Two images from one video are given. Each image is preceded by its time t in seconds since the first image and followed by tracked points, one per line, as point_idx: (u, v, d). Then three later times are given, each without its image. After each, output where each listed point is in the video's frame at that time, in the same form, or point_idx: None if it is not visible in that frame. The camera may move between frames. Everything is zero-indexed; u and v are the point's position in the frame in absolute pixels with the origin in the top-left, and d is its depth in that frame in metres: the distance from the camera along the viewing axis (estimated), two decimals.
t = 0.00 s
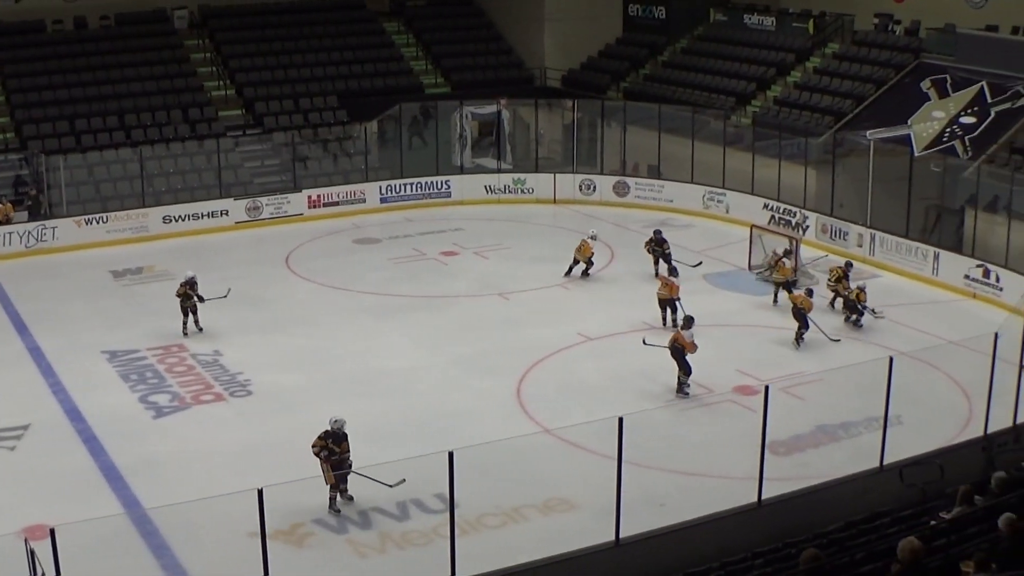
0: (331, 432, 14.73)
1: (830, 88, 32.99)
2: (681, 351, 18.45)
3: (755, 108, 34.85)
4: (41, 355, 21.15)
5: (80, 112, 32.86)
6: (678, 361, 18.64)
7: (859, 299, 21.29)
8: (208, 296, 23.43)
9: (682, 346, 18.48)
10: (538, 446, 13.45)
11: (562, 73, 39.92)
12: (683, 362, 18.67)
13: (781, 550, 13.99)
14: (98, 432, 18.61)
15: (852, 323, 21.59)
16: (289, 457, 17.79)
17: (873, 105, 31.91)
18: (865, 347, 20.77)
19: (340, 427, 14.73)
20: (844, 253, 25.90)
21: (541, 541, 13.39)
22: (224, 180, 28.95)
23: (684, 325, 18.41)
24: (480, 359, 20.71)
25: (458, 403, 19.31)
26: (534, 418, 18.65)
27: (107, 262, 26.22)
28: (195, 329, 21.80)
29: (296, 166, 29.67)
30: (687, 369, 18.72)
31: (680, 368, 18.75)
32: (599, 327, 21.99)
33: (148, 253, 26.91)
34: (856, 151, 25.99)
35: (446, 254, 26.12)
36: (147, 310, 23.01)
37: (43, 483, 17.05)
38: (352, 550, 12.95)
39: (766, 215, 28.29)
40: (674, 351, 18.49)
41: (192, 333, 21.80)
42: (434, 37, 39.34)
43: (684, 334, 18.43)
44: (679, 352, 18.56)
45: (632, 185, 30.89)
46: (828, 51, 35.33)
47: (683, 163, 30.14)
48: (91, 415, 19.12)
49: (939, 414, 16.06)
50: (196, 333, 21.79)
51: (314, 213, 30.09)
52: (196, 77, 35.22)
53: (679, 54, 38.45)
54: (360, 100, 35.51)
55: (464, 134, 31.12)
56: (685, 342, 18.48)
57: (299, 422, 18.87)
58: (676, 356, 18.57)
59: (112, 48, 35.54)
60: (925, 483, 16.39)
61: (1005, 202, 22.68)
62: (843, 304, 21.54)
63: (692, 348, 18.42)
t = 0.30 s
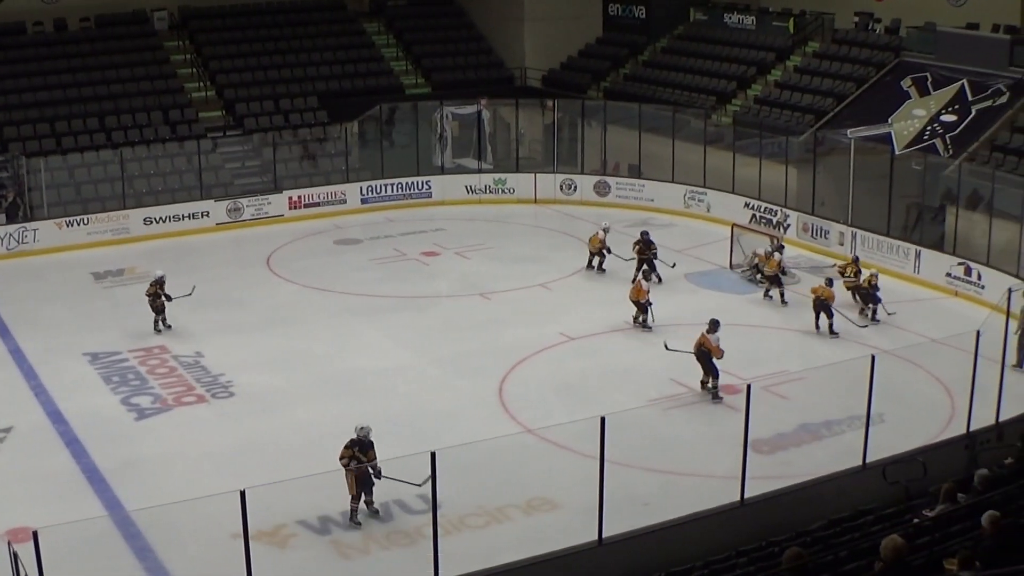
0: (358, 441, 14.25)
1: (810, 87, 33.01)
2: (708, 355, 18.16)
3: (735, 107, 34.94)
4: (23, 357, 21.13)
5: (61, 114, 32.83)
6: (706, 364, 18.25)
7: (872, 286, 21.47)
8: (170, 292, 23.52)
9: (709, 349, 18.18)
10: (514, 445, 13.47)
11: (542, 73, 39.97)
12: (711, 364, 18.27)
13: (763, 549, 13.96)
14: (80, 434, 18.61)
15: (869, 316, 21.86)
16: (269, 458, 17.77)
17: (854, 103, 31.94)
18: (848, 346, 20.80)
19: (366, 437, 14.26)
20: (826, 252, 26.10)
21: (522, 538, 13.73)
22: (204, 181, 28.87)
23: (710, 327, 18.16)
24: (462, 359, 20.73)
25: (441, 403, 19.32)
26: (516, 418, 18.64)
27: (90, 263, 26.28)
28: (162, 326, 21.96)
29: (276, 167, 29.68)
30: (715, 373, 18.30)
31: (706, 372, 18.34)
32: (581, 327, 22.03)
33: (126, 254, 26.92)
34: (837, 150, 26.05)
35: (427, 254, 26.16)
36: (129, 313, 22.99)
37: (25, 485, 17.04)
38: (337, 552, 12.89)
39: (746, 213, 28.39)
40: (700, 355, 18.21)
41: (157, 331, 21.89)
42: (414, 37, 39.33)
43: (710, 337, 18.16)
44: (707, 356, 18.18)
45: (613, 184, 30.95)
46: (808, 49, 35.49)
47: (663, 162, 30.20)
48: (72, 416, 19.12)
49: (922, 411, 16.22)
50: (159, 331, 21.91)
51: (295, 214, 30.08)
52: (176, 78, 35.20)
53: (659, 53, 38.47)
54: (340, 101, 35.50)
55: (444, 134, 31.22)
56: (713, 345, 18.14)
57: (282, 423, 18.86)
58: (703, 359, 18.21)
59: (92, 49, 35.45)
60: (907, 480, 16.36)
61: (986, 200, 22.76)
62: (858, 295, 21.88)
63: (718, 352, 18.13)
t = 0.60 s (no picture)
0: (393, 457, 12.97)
1: (808, 87, 33.01)
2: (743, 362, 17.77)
3: (733, 107, 34.95)
4: (21, 358, 21.12)
5: (58, 114, 32.81)
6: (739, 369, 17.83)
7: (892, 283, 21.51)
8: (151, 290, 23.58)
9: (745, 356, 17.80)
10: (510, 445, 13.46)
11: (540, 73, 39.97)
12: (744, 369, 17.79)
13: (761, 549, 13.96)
14: (78, 434, 18.60)
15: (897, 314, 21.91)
16: (265, 459, 17.75)
17: (852, 103, 31.94)
18: (846, 346, 20.80)
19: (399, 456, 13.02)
20: (824, 251, 26.08)
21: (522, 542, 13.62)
22: (202, 181, 28.87)
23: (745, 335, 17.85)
24: (460, 360, 20.72)
25: (438, 403, 19.32)
26: (514, 418, 18.64)
27: (88, 263, 26.29)
28: (141, 325, 21.99)
29: (274, 167, 29.68)
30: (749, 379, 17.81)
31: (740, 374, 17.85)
32: (580, 326, 22.04)
33: (124, 254, 26.91)
34: (835, 150, 26.06)
35: (425, 254, 26.17)
36: (126, 313, 22.96)
37: (24, 486, 17.04)
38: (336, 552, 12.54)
39: (745, 213, 28.37)
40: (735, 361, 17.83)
41: (135, 330, 21.91)
42: (411, 37, 39.31)
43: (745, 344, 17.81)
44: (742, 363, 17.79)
45: (610, 184, 30.94)
46: (806, 49, 35.49)
47: (661, 162, 30.20)
48: (70, 417, 19.11)
49: (921, 412, 16.21)
50: (139, 330, 21.94)
51: (293, 214, 30.08)
52: (174, 78, 35.20)
53: (657, 53, 38.47)
54: (337, 101, 35.50)
55: (442, 134, 31.20)
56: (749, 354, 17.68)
57: (279, 424, 18.86)
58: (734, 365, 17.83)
59: (90, 50, 35.44)
60: (905, 481, 16.39)
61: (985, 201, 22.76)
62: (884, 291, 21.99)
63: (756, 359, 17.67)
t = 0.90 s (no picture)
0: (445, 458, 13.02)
1: (809, 87, 33.02)
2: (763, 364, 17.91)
3: (733, 107, 34.98)
4: (21, 358, 21.11)
5: (58, 115, 32.81)
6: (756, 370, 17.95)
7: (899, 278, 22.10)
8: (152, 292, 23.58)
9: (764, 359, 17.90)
10: (509, 446, 13.42)
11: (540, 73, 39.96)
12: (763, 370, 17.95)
13: (762, 548, 13.97)
14: (79, 435, 18.59)
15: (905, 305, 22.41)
16: (266, 459, 17.77)
17: (852, 103, 31.95)
18: (846, 346, 20.80)
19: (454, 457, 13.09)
20: (824, 251, 26.13)
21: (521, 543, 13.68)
22: (202, 181, 28.87)
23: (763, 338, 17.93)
24: (460, 360, 20.72)
25: (438, 403, 19.32)
26: (514, 419, 18.64)
27: (88, 263, 26.27)
28: (120, 325, 21.97)
29: (274, 166, 29.68)
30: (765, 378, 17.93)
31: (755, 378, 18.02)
32: (579, 326, 22.05)
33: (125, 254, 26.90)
34: (834, 150, 26.08)
35: (425, 254, 26.18)
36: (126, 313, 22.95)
37: (25, 486, 17.03)
38: (335, 553, 12.20)
39: (745, 213, 28.38)
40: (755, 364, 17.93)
41: (114, 329, 21.93)
42: (411, 37, 39.32)
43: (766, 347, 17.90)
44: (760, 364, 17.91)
45: (610, 184, 30.95)
46: (806, 49, 35.50)
47: (661, 162, 30.20)
48: (70, 417, 19.11)
49: (920, 412, 16.21)
50: (118, 330, 21.93)
51: (293, 214, 30.07)
52: (173, 79, 35.20)
53: (657, 52, 38.48)
54: (337, 101, 35.50)
55: (442, 134, 31.18)
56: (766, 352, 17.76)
57: (279, 424, 18.85)
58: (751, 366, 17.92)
59: (89, 50, 35.43)
60: (906, 481, 16.39)
61: (986, 200, 22.74)
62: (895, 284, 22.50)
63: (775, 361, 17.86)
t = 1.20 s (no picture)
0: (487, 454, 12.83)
1: (816, 82, 32.53)
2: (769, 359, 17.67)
3: (738, 102, 34.49)
4: (9, 359, 20.65)
5: (47, 111, 32.37)
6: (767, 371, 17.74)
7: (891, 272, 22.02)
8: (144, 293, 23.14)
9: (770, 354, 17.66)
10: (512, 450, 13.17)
11: (540, 68, 39.47)
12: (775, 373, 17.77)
13: (767, 555, 13.47)
14: (67, 438, 18.10)
15: (892, 297, 22.34)
16: (257, 463, 17.30)
17: (860, 98, 31.44)
18: (852, 347, 20.32)
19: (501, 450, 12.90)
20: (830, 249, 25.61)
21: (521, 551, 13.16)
22: (194, 179, 28.41)
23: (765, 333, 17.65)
24: (457, 361, 20.22)
25: (434, 406, 18.84)
26: (512, 421, 18.18)
27: (79, 262, 25.81)
28: (95, 323, 21.65)
29: (268, 163, 29.21)
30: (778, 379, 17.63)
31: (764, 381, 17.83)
32: (580, 327, 21.58)
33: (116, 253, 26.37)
34: (841, 147, 25.66)
35: (423, 252, 25.71)
36: (117, 313, 22.48)
37: (9, 491, 16.57)
38: (331, 558, 11.87)
39: (750, 211, 27.91)
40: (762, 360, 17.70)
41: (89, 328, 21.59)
42: (408, 31, 38.84)
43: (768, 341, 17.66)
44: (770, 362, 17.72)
45: (612, 182, 30.47)
46: (813, 43, 35.07)
47: (664, 159, 29.70)
48: (58, 420, 18.63)
49: (928, 414, 15.66)
50: (92, 328, 21.59)
51: (288, 212, 29.57)
52: (164, 73, 34.75)
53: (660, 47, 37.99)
54: (332, 96, 35.02)
55: (440, 130, 30.68)
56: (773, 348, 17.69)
57: (272, 427, 18.39)
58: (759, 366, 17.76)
59: (80, 43, 34.92)
60: (914, 485, 15.91)
61: (997, 198, 22.28)
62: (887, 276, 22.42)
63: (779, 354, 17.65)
